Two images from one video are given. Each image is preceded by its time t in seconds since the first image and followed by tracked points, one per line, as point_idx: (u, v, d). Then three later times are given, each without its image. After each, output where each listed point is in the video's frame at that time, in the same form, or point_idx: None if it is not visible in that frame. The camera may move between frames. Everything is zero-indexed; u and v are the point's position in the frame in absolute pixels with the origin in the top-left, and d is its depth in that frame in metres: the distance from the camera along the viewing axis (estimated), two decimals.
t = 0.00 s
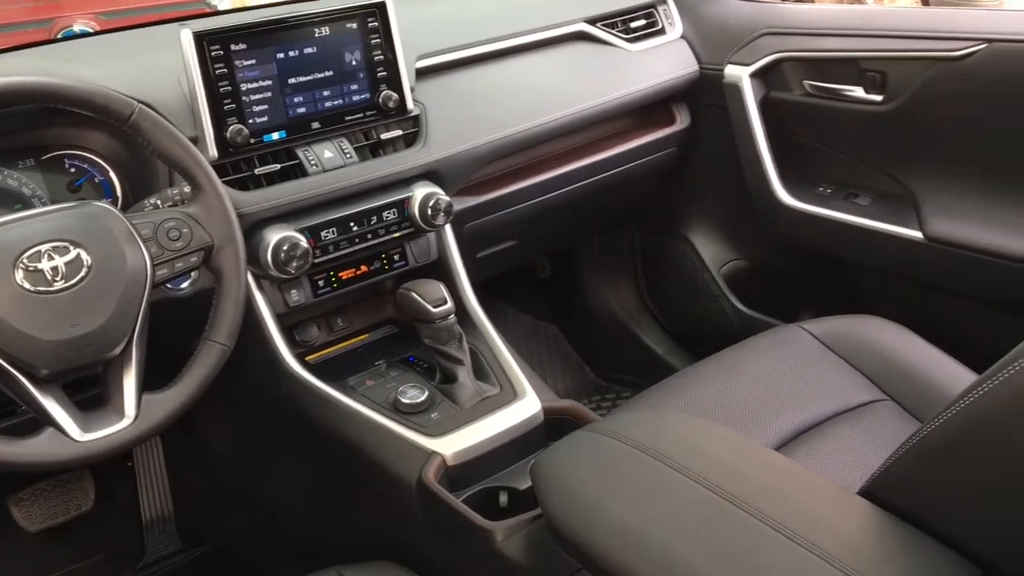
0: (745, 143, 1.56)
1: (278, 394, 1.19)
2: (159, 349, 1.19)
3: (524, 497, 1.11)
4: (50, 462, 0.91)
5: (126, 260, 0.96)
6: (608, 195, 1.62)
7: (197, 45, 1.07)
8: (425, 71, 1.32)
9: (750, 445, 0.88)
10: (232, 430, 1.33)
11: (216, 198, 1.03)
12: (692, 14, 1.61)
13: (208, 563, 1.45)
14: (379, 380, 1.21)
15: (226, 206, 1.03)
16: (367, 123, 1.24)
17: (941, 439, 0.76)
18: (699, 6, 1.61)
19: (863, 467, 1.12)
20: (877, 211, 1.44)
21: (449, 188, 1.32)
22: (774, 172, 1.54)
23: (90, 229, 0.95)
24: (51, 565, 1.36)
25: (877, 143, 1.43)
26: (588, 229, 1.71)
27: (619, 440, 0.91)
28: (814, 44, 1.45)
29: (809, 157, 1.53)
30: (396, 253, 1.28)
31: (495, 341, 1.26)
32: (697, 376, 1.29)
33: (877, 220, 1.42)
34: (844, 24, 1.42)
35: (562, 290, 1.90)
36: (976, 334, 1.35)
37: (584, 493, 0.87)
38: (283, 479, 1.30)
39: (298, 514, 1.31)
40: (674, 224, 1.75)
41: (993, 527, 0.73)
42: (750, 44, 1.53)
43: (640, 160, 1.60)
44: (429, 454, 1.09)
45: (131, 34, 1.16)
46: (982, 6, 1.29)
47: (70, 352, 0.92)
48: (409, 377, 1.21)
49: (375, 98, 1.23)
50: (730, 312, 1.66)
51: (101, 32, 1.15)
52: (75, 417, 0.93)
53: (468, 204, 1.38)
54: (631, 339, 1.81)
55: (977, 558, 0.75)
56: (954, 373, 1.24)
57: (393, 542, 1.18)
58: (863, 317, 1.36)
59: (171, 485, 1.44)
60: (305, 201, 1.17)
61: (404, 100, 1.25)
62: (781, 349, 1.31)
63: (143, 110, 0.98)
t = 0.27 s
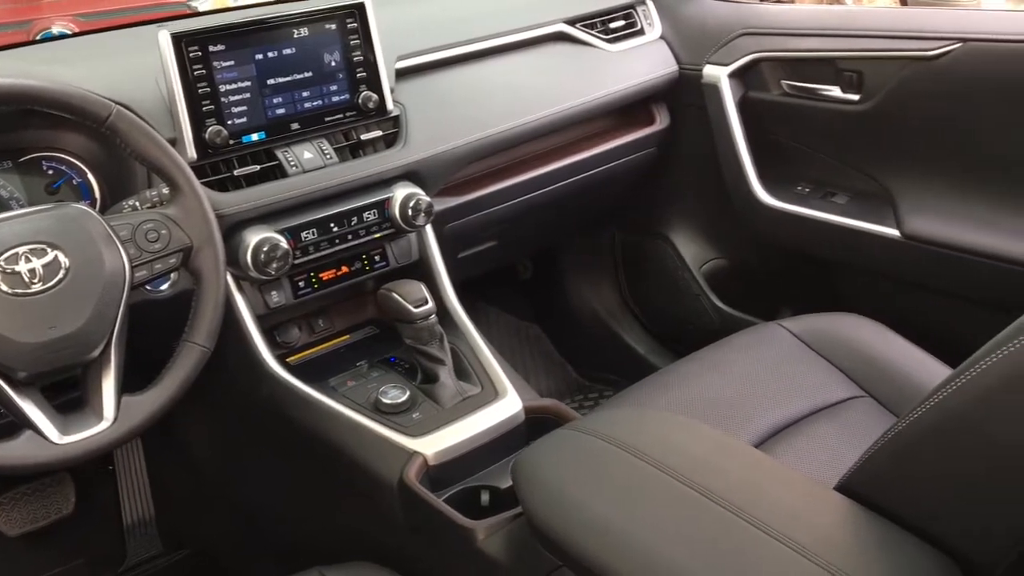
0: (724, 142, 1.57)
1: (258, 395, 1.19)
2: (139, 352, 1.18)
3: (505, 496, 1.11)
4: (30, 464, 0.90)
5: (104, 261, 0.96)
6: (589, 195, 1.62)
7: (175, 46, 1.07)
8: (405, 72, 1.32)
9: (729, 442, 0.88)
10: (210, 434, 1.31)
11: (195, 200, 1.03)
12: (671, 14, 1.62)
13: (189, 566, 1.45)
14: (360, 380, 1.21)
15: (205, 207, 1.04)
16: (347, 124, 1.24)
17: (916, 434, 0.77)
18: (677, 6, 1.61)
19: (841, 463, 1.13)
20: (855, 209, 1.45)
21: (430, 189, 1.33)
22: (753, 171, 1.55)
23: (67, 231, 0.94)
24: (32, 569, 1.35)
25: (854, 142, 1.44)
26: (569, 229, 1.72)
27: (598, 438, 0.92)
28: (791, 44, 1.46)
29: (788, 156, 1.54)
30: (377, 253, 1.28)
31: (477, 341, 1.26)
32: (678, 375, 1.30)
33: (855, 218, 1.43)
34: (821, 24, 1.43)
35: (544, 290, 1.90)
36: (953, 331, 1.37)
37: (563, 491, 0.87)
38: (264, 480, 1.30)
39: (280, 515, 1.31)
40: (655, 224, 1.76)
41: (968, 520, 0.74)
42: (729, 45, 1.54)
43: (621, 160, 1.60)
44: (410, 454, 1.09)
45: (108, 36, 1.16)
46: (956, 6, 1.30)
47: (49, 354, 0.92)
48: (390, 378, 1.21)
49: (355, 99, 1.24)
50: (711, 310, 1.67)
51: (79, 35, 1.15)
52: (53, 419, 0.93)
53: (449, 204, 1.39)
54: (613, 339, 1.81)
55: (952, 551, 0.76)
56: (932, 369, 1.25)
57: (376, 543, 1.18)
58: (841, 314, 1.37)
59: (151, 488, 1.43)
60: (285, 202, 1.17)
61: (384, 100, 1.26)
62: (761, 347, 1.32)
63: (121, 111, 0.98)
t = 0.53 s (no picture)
0: (703, 140, 1.58)
1: (238, 395, 1.19)
2: (118, 351, 1.18)
3: (487, 491, 1.11)
4: (9, 464, 0.90)
5: (82, 261, 0.95)
6: (569, 193, 1.63)
7: (153, 45, 1.07)
8: (384, 71, 1.32)
9: (707, 438, 0.89)
10: (190, 434, 1.31)
11: (173, 199, 1.03)
12: (650, 13, 1.62)
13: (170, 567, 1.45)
14: (341, 379, 1.21)
15: (184, 206, 1.03)
16: (326, 123, 1.24)
17: (891, 427, 0.78)
18: (656, 5, 1.62)
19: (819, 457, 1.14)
20: (832, 206, 1.46)
21: (410, 188, 1.33)
22: (731, 169, 1.56)
23: (44, 231, 0.94)
24: (13, 571, 1.35)
25: (831, 139, 1.45)
26: (550, 227, 1.72)
27: (577, 434, 0.92)
28: (768, 43, 1.47)
29: (766, 154, 1.56)
30: (357, 252, 1.28)
31: (457, 339, 1.27)
32: (658, 371, 1.31)
33: (832, 215, 1.45)
34: (798, 23, 1.44)
35: (525, 289, 1.91)
36: (929, 326, 1.38)
37: (543, 487, 0.87)
38: (246, 480, 1.30)
39: (262, 515, 1.31)
40: (635, 221, 1.76)
41: (943, 511, 0.75)
42: (707, 43, 1.55)
43: (601, 158, 1.61)
44: (391, 452, 1.09)
45: (86, 36, 1.15)
46: (930, 5, 1.32)
47: (28, 353, 0.92)
48: (371, 376, 1.21)
49: (334, 97, 1.24)
50: (691, 308, 1.68)
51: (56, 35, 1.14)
52: (32, 419, 0.92)
53: (429, 203, 1.39)
54: (594, 336, 1.82)
55: (925, 542, 0.77)
56: (908, 364, 1.26)
57: (358, 541, 1.18)
58: (819, 310, 1.39)
59: (132, 491, 1.42)
60: (264, 201, 1.17)
61: (364, 99, 1.26)
62: (740, 343, 1.33)
63: (98, 110, 0.97)
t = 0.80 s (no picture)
0: (682, 137, 1.59)
1: (219, 395, 1.18)
2: (97, 352, 1.17)
3: (469, 487, 1.12)
4: None
5: (60, 259, 0.95)
6: (550, 190, 1.63)
7: (130, 43, 1.06)
8: (363, 69, 1.32)
9: (686, 433, 0.89)
10: (171, 434, 1.30)
11: (152, 198, 1.02)
12: (629, 11, 1.63)
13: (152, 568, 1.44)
14: (322, 377, 1.21)
15: (162, 204, 1.03)
16: (306, 121, 1.24)
17: (868, 419, 0.79)
18: (635, 3, 1.63)
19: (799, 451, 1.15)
20: (810, 202, 1.47)
21: (390, 186, 1.33)
22: (710, 166, 1.57)
23: (22, 230, 0.94)
24: None
25: (809, 136, 1.46)
26: (531, 225, 1.72)
27: (557, 430, 0.93)
28: (747, 40, 1.48)
29: (744, 151, 1.57)
30: (338, 251, 1.28)
31: (438, 337, 1.27)
32: (638, 368, 1.31)
33: (811, 212, 1.46)
34: (776, 20, 1.45)
35: (507, 287, 1.91)
36: (906, 320, 1.40)
37: (524, 482, 0.88)
38: (227, 480, 1.29)
39: (244, 514, 1.31)
40: (615, 219, 1.77)
41: (919, 502, 0.76)
42: (686, 41, 1.55)
43: (581, 156, 1.61)
44: (373, 450, 1.09)
45: (63, 35, 1.15)
46: (905, 2, 1.33)
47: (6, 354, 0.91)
48: (352, 374, 1.21)
49: (314, 96, 1.23)
50: (672, 304, 1.69)
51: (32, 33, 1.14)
52: (11, 420, 0.91)
53: (410, 201, 1.39)
54: (575, 333, 1.82)
55: (902, 533, 0.79)
56: (886, 358, 1.28)
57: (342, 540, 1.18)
58: (798, 306, 1.40)
59: (112, 491, 1.42)
60: (244, 199, 1.17)
61: (343, 97, 1.26)
62: (720, 339, 1.34)
63: (75, 108, 0.97)
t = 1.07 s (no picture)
0: (661, 135, 1.59)
1: (199, 395, 1.18)
2: (76, 353, 1.16)
3: (449, 485, 1.12)
4: None
5: (36, 260, 0.94)
6: (530, 188, 1.63)
7: (107, 42, 1.06)
8: (341, 68, 1.32)
9: (665, 428, 0.90)
10: (151, 436, 1.30)
11: (129, 198, 1.02)
12: (607, 9, 1.63)
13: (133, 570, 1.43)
14: (301, 377, 1.21)
15: (139, 204, 1.03)
16: (284, 120, 1.23)
17: (843, 413, 0.80)
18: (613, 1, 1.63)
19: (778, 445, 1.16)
20: (789, 199, 1.48)
21: (369, 185, 1.33)
22: (689, 163, 1.58)
23: None
24: None
25: (787, 133, 1.47)
26: (512, 223, 1.73)
27: (535, 426, 0.93)
28: (724, 38, 1.49)
29: (723, 148, 1.57)
30: (318, 250, 1.27)
31: (419, 336, 1.27)
32: (619, 364, 1.32)
33: (789, 208, 1.47)
34: (753, 18, 1.46)
35: (488, 285, 1.91)
36: (883, 315, 1.41)
37: (503, 479, 0.88)
38: (208, 480, 1.29)
39: (226, 514, 1.31)
40: (596, 217, 1.77)
41: (895, 494, 0.77)
42: (665, 39, 1.56)
43: (561, 154, 1.62)
44: (353, 449, 1.10)
45: (38, 33, 1.13)
46: None
47: None
48: (332, 374, 1.21)
49: (292, 95, 1.23)
50: (652, 301, 1.70)
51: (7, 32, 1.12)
52: None
53: (390, 200, 1.39)
54: (556, 331, 1.83)
55: (879, 525, 0.79)
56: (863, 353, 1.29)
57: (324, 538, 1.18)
58: (777, 302, 1.41)
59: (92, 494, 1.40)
60: (222, 199, 1.16)
61: (322, 96, 1.25)
62: (699, 335, 1.35)
63: (51, 108, 0.97)
